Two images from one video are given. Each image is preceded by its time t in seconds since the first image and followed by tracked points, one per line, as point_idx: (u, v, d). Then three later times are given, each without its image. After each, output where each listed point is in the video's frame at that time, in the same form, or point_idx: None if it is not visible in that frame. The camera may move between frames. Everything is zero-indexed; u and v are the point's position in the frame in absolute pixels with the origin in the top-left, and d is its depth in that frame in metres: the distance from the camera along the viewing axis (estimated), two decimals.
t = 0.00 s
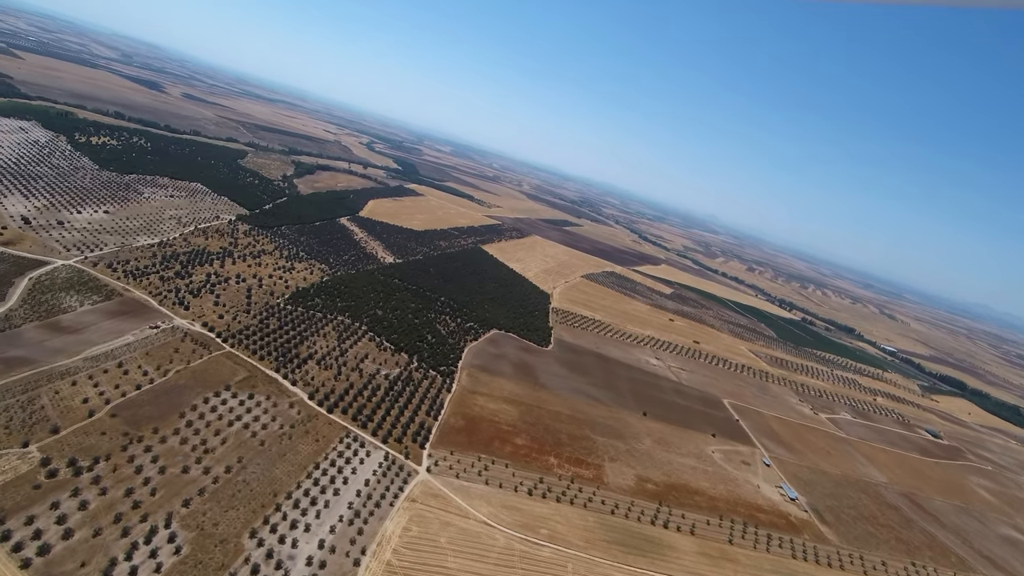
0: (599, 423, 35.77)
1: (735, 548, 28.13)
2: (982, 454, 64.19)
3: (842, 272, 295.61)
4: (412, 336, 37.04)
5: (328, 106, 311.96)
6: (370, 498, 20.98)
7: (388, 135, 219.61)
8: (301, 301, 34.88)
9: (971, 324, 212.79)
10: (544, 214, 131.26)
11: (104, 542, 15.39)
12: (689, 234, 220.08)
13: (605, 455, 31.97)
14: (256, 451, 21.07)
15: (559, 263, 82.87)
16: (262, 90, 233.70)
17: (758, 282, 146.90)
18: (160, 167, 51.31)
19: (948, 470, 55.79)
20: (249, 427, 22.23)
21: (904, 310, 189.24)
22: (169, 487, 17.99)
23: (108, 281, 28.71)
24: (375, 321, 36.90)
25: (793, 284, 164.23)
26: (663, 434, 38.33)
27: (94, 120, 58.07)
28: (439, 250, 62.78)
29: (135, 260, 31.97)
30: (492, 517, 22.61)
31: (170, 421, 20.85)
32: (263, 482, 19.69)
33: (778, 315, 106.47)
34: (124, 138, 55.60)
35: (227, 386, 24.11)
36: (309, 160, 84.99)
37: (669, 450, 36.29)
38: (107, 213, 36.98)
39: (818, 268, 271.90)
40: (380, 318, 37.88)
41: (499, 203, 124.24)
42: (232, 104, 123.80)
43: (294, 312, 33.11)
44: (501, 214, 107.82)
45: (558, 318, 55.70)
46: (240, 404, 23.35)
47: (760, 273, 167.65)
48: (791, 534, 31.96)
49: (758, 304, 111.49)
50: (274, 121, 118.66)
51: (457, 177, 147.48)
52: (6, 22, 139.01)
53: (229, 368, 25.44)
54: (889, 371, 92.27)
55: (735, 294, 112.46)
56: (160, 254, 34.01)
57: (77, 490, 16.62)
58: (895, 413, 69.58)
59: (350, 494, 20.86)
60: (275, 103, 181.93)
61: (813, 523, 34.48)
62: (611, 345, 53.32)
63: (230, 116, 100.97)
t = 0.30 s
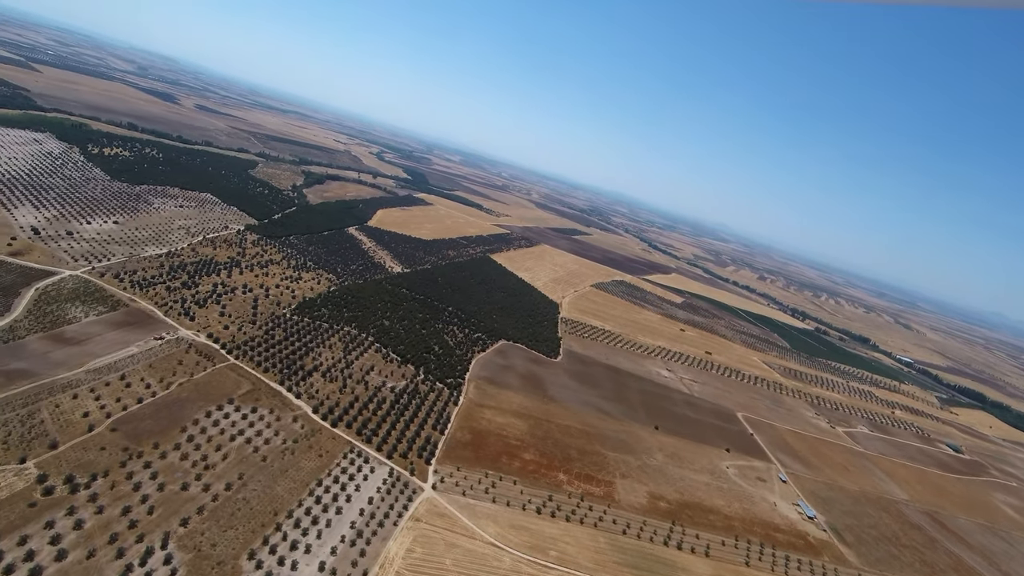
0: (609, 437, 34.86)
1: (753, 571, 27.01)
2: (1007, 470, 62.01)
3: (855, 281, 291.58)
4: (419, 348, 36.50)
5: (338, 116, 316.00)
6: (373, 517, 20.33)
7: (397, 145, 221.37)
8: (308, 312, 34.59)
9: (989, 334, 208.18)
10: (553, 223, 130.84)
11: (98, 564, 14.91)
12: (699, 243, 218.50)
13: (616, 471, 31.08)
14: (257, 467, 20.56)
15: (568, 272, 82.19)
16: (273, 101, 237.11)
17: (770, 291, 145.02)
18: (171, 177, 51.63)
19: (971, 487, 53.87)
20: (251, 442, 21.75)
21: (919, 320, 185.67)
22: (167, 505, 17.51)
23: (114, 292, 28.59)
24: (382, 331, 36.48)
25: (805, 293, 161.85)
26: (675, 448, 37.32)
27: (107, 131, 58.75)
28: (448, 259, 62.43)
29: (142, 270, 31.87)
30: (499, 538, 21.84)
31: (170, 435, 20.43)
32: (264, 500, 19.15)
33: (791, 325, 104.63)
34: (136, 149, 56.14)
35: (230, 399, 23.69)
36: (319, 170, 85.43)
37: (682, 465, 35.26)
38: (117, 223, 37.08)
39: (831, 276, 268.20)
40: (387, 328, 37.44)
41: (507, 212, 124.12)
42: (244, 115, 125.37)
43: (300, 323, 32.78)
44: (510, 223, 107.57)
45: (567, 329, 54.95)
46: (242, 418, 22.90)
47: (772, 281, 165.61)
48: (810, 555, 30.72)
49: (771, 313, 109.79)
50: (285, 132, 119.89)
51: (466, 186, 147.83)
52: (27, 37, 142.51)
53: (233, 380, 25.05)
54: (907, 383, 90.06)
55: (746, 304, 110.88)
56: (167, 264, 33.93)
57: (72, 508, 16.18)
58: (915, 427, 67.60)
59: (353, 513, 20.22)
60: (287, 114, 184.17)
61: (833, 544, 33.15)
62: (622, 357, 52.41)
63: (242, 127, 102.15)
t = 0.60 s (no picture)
0: (621, 446, 34.03)
1: None
2: None
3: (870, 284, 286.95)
4: (427, 353, 35.98)
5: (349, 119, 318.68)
6: (378, 530, 19.78)
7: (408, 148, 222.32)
8: (315, 317, 34.28)
9: (1009, 339, 203.40)
10: (563, 226, 130.16)
11: None
12: (711, 246, 216.44)
13: (628, 482, 30.28)
14: (260, 477, 20.14)
15: (578, 276, 81.43)
16: (285, 106, 239.65)
17: (783, 294, 142.90)
18: (181, 181, 51.82)
19: (996, 498, 52.09)
20: (254, 451, 21.35)
21: (937, 324, 181.93)
22: (168, 517, 17.11)
23: (121, 297, 28.46)
24: (389, 337, 36.06)
25: (819, 297, 159.31)
26: (689, 458, 36.38)
27: (120, 136, 59.25)
28: (457, 263, 62.00)
29: (150, 275, 31.78)
30: (507, 552, 21.18)
31: (173, 444, 20.07)
32: (266, 512, 18.70)
33: (805, 329, 102.77)
34: (148, 153, 56.49)
35: (234, 407, 23.33)
36: (329, 173, 85.62)
37: (696, 475, 34.33)
38: (126, 228, 37.12)
39: (845, 279, 264.25)
40: (395, 334, 37.01)
41: (517, 215, 123.72)
42: (256, 120, 126.36)
43: (307, 328, 32.47)
44: (520, 227, 107.09)
45: (577, 333, 54.20)
46: (247, 426, 22.52)
47: (785, 285, 163.29)
48: (830, 570, 29.63)
49: (785, 318, 108.00)
50: (297, 136, 120.67)
51: (476, 189, 147.72)
52: (46, 44, 145.30)
53: (238, 387, 24.71)
54: (925, 389, 87.91)
55: (759, 308, 109.23)
56: (175, 268, 33.83)
57: (71, 520, 15.84)
58: (936, 435, 65.70)
59: (357, 525, 19.71)
60: (299, 118, 185.76)
61: (853, 558, 31.99)
62: (633, 362, 51.54)
63: (254, 131, 102.88)
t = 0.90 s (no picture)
0: (634, 458, 33.10)
1: None
2: None
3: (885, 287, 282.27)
4: (436, 363, 35.45)
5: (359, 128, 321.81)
6: (384, 550, 19.15)
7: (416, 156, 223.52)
8: (323, 327, 33.93)
9: None
10: (572, 232, 129.50)
11: None
12: (722, 250, 214.44)
13: (642, 495, 29.36)
14: (264, 494, 19.64)
15: (588, 282, 80.64)
16: (295, 116, 242.50)
17: (796, 299, 140.74)
18: (191, 192, 52.07)
19: None
20: (259, 466, 20.88)
21: (956, 327, 178.05)
22: (169, 537, 16.63)
23: (128, 309, 28.33)
24: (397, 347, 35.58)
25: (834, 301, 156.72)
26: (705, 469, 35.35)
27: (132, 148, 59.83)
28: (465, 270, 61.55)
29: (158, 287, 31.68)
30: (518, 571, 20.42)
31: (176, 460, 19.67)
32: (270, 531, 18.17)
33: (819, 335, 100.79)
34: (159, 165, 56.92)
35: (239, 420, 22.92)
36: (337, 182, 85.90)
37: (712, 488, 33.30)
38: (135, 239, 37.16)
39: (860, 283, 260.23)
40: (403, 343, 36.53)
41: (526, 221, 123.28)
42: (267, 130, 127.61)
43: (315, 339, 32.10)
44: (528, 233, 106.65)
45: (588, 341, 53.36)
46: (252, 440, 22.08)
47: (798, 289, 160.97)
48: None
49: (799, 322, 106.09)
50: (306, 146, 121.66)
51: (485, 196, 147.73)
52: (64, 60, 148.44)
53: (244, 400, 24.32)
54: (946, 395, 85.59)
55: (773, 313, 107.49)
56: (183, 279, 33.72)
57: (69, 541, 15.43)
58: (959, 443, 63.66)
59: (363, 544, 19.09)
60: (309, 128, 187.65)
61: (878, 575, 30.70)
62: (645, 370, 50.57)
63: (264, 142, 103.81)
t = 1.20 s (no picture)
0: (650, 473, 32.09)
1: None
2: None
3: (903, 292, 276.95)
4: (446, 375, 34.87)
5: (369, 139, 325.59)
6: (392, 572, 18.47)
7: (426, 166, 224.80)
8: (332, 339, 33.58)
9: None
10: (582, 239, 128.80)
11: None
12: (734, 256, 212.27)
13: (659, 512, 28.36)
14: (270, 514, 19.12)
15: (599, 290, 79.76)
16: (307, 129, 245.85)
17: (812, 304, 138.24)
18: (202, 205, 52.41)
19: None
20: (265, 485, 20.39)
21: (978, 331, 173.70)
22: (171, 560, 16.15)
23: (137, 323, 28.23)
24: (407, 358, 35.08)
25: (851, 307, 153.67)
26: (723, 483, 34.22)
27: (146, 163, 60.57)
28: (475, 280, 61.09)
29: (168, 300, 31.62)
30: None
31: (181, 479, 19.26)
32: (275, 553, 17.61)
33: (837, 341, 98.53)
34: (172, 179, 57.45)
35: (246, 437, 22.49)
36: (348, 193, 86.29)
37: (732, 503, 32.14)
38: (146, 253, 37.30)
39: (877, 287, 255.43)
40: (413, 355, 36.04)
41: (536, 229, 122.85)
42: (279, 143, 129.16)
43: (323, 351, 31.73)
44: (539, 241, 106.18)
45: (600, 351, 52.47)
46: (258, 457, 21.62)
47: (814, 294, 158.29)
48: None
49: (816, 329, 103.95)
50: (317, 158, 122.82)
51: (494, 205, 147.82)
52: (83, 78, 152.13)
53: (251, 415, 23.91)
54: (972, 402, 82.91)
55: (789, 319, 105.52)
56: (193, 293, 33.67)
57: (70, 566, 15.01)
58: (988, 453, 61.34)
59: (371, 566, 18.44)
60: (320, 140, 189.84)
61: None
62: (660, 380, 49.49)
63: (276, 154, 104.86)
